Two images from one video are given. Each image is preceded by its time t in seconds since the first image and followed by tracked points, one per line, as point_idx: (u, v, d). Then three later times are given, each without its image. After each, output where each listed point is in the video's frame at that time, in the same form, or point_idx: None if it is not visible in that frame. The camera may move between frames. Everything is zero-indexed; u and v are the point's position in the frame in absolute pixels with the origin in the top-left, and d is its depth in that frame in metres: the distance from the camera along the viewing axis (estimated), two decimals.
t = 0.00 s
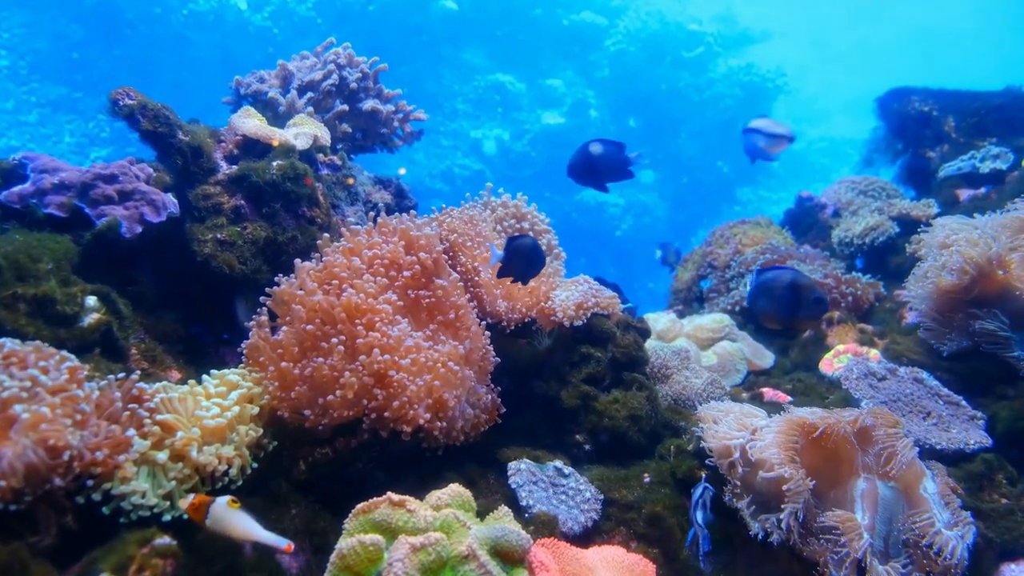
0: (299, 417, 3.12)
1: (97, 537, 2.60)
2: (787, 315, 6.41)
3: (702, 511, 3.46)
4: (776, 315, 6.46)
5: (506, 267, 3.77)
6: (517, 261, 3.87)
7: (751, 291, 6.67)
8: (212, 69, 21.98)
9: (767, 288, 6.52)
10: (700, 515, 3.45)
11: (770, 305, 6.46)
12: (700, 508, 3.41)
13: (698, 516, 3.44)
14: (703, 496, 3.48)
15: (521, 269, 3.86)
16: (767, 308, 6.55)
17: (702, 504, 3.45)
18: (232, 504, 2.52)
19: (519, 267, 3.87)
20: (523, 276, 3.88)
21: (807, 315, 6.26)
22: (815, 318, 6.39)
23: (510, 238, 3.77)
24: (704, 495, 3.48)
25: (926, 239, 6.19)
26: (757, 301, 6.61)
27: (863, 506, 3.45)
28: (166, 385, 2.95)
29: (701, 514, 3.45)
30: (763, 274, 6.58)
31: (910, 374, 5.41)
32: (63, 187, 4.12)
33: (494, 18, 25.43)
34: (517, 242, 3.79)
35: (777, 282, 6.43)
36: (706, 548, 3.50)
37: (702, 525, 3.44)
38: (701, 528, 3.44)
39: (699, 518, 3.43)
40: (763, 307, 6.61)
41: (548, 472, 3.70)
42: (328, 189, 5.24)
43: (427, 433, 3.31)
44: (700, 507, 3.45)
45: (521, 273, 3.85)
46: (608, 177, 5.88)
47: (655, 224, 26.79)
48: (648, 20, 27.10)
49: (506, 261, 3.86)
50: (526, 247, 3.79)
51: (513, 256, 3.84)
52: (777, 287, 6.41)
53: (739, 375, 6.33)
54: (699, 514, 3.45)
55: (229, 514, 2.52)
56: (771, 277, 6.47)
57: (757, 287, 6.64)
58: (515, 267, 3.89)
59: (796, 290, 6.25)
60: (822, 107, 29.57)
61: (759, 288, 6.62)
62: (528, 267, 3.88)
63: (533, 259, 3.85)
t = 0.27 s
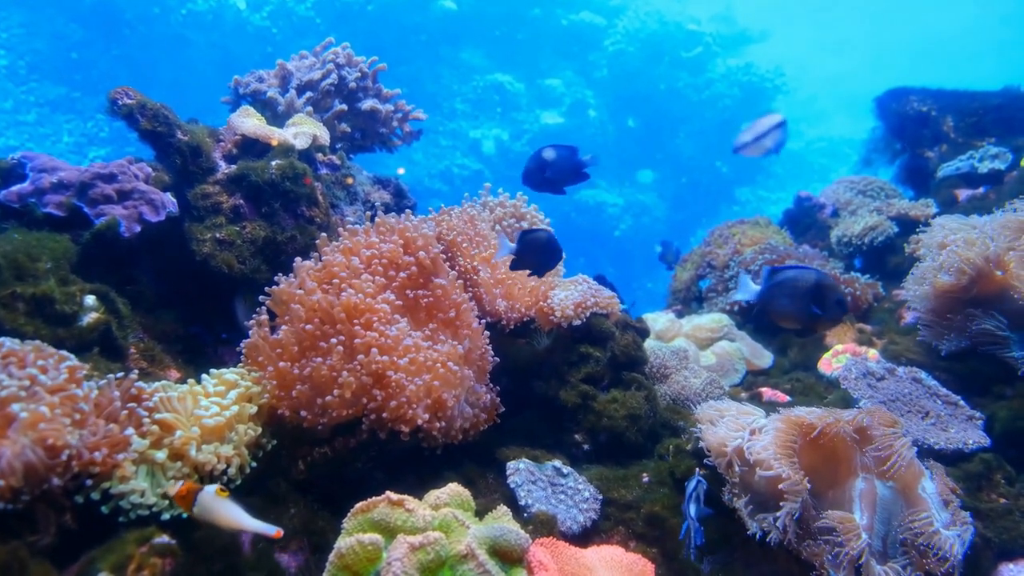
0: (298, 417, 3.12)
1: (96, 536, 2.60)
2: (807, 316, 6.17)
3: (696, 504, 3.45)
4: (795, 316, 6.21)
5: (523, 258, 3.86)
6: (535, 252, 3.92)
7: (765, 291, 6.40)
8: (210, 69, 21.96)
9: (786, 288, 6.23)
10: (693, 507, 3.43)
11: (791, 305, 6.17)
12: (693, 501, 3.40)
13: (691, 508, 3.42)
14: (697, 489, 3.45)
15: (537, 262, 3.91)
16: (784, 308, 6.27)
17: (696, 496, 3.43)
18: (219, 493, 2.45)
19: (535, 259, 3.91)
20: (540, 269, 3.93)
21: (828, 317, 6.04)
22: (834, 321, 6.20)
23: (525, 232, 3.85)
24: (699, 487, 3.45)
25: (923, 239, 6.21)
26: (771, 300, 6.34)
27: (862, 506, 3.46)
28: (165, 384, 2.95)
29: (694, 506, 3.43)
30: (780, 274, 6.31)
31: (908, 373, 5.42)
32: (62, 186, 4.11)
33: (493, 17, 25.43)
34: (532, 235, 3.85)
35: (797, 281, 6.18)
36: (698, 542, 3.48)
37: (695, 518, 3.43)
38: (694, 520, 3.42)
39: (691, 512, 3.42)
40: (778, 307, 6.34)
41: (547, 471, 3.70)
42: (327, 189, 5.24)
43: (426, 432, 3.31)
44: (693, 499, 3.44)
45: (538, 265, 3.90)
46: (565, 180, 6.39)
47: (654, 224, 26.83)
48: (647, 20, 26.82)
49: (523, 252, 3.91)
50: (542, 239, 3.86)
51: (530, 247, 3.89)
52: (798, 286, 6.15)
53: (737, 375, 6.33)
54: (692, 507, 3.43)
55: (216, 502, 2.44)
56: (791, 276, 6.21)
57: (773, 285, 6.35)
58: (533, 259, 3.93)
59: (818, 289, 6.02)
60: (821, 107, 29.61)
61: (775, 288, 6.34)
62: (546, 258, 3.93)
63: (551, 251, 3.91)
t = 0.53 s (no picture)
0: (298, 417, 3.11)
1: (96, 536, 2.60)
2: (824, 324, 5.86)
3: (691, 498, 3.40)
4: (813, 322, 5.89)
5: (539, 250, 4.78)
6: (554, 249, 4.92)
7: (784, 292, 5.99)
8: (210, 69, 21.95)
9: (807, 293, 5.85)
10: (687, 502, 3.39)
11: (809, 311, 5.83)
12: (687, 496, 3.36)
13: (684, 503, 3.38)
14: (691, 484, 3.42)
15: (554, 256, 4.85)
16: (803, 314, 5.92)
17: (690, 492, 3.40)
18: (207, 477, 2.51)
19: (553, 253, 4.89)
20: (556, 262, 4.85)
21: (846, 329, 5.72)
22: (851, 331, 5.98)
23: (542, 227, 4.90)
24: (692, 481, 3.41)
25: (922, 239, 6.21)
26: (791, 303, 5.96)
27: (861, 506, 3.46)
28: (165, 385, 2.95)
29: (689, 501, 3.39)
30: (804, 276, 5.86)
31: (908, 373, 5.42)
32: (61, 186, 4.11)
33: (493, 18, 25.44)
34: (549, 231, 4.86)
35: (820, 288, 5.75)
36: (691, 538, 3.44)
37: (688, 513, 3.38)
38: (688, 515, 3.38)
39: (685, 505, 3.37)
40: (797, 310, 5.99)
41: (547, 471, 3.70)
42: (326, 189, 5.24)
43: (426, 433, 3.31)
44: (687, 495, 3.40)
45: (554, 258, 4.82)
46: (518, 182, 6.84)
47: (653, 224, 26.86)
48: (647, 19, 27.12)
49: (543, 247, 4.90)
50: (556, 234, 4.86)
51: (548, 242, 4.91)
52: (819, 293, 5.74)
53: (737, 375, 6.32)
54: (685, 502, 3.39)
55: (205, 487, 2.49)
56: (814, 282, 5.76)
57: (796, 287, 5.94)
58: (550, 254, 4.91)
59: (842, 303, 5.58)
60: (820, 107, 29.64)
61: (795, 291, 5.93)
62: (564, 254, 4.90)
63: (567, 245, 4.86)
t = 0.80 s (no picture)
0: (297, 417, 3.12)
1: (95, 536, 2.60)
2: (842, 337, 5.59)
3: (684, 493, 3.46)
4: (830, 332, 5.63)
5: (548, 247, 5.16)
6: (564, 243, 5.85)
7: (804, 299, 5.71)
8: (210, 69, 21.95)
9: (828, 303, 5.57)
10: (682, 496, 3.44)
11: (825, 321, 5.58)
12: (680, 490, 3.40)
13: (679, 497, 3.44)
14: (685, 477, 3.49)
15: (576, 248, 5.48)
16: (820, 323, 5.67)
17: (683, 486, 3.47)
18: (198, 461, 2.55)
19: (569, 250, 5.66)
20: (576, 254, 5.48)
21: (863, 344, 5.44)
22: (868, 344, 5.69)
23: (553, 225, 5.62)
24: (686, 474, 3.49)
25: (921, 240, 6.22)
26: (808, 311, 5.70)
27: (860, 507, 3.46)
28: (164, 385, 2.95)
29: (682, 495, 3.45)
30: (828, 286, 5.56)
31: (907, 374, 5.43)
32: (61, 187, 4.11)
33: (493, 18, 25.45)
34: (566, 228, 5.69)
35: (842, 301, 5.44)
36: (683, 532, 3.50)
37: (681, 507, 3.46)
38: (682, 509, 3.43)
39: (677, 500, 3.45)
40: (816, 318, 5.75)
41: (546, 471, 3.71)
42: (326, 189, 5.25)
43: (425, 433, 3.31)
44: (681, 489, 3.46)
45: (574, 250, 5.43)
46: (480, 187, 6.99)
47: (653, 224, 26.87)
48: (647, 20, 27.18)
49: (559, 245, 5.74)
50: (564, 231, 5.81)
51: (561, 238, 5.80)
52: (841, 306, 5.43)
53: (736, 375, 6.33)
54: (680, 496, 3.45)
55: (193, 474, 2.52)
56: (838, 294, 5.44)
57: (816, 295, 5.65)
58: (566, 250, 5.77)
59: (863, 317, 5.26)
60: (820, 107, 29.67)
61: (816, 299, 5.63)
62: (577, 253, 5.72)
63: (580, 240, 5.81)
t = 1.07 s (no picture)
0: (297, 417, 3.12)
1: (95, 536, 2.60)
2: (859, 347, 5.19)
3: (674, 486, 3.39)
4: (846, 343, 5.21)
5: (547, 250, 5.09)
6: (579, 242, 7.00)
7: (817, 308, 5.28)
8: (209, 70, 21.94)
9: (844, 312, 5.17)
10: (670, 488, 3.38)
11: (843, 330, 5.15)
12: (671, 485, 3.34)
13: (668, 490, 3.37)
14: (675, 471, 3.42)
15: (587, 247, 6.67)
16: (836, 334, 5.24)
17: (674, 479, 3.40)
18: (188, 444, 2.54)
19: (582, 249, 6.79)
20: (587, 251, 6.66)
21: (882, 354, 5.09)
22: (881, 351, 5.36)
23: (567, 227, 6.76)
24: (676, 467, 3.41)
25: (920, 240, 6.24)
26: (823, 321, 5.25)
27: (859, 506, 3.47)
28: (164, 385, 2.96)
29: (672, 488, 3.38)
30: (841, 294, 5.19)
31: (906, 374, 5.44)
32: (61, 188, 4.11)
33: (492, 18, 25.45)
34: (578, 227, 6.79)
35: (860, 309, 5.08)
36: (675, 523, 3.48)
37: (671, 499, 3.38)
38: (671, 502, 3.37)
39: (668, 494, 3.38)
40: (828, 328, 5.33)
41: (546, 471, 3.71)
42: (326, 190, 5.26)
43: (425, 433, 3.31)
44: (671, 482, 3.40)
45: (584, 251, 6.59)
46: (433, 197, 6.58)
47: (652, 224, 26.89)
48: (646, 20, 27.19)
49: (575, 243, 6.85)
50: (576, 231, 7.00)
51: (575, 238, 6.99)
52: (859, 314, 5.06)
53: (736, 375, 6.33)
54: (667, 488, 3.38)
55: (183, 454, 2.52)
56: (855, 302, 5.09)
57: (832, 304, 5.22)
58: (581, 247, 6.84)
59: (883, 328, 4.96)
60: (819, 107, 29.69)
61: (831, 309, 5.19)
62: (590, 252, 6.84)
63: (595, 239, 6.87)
